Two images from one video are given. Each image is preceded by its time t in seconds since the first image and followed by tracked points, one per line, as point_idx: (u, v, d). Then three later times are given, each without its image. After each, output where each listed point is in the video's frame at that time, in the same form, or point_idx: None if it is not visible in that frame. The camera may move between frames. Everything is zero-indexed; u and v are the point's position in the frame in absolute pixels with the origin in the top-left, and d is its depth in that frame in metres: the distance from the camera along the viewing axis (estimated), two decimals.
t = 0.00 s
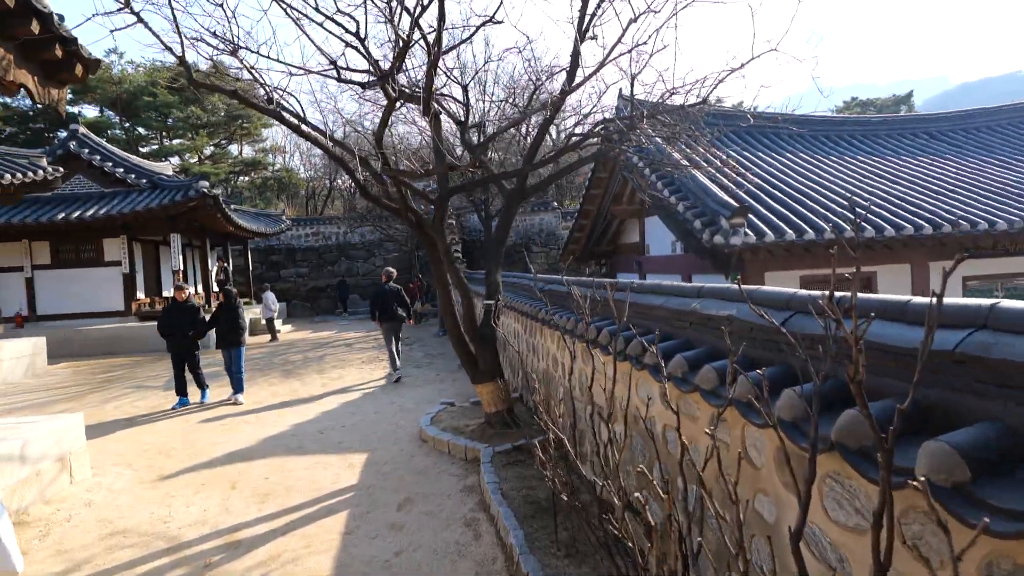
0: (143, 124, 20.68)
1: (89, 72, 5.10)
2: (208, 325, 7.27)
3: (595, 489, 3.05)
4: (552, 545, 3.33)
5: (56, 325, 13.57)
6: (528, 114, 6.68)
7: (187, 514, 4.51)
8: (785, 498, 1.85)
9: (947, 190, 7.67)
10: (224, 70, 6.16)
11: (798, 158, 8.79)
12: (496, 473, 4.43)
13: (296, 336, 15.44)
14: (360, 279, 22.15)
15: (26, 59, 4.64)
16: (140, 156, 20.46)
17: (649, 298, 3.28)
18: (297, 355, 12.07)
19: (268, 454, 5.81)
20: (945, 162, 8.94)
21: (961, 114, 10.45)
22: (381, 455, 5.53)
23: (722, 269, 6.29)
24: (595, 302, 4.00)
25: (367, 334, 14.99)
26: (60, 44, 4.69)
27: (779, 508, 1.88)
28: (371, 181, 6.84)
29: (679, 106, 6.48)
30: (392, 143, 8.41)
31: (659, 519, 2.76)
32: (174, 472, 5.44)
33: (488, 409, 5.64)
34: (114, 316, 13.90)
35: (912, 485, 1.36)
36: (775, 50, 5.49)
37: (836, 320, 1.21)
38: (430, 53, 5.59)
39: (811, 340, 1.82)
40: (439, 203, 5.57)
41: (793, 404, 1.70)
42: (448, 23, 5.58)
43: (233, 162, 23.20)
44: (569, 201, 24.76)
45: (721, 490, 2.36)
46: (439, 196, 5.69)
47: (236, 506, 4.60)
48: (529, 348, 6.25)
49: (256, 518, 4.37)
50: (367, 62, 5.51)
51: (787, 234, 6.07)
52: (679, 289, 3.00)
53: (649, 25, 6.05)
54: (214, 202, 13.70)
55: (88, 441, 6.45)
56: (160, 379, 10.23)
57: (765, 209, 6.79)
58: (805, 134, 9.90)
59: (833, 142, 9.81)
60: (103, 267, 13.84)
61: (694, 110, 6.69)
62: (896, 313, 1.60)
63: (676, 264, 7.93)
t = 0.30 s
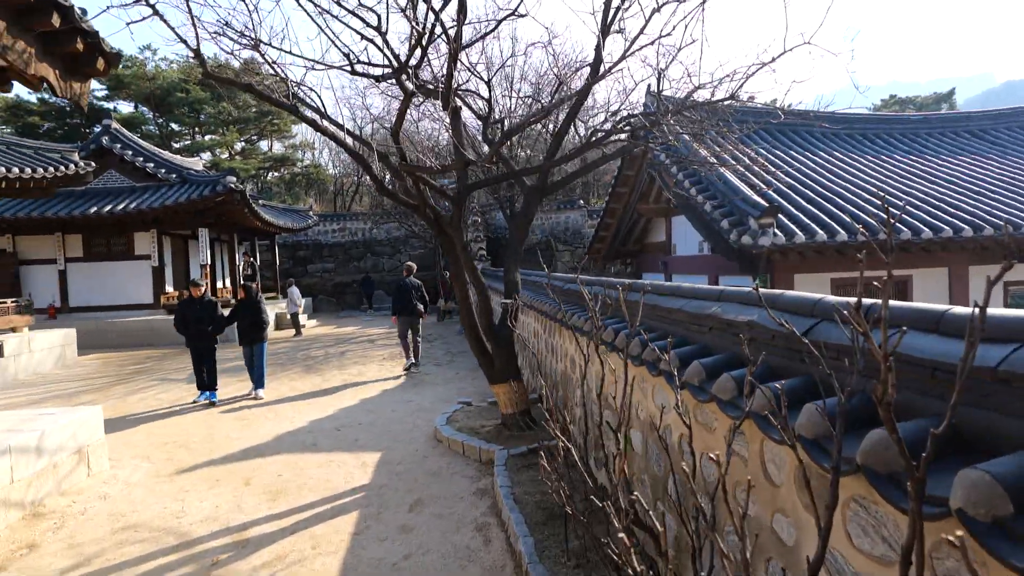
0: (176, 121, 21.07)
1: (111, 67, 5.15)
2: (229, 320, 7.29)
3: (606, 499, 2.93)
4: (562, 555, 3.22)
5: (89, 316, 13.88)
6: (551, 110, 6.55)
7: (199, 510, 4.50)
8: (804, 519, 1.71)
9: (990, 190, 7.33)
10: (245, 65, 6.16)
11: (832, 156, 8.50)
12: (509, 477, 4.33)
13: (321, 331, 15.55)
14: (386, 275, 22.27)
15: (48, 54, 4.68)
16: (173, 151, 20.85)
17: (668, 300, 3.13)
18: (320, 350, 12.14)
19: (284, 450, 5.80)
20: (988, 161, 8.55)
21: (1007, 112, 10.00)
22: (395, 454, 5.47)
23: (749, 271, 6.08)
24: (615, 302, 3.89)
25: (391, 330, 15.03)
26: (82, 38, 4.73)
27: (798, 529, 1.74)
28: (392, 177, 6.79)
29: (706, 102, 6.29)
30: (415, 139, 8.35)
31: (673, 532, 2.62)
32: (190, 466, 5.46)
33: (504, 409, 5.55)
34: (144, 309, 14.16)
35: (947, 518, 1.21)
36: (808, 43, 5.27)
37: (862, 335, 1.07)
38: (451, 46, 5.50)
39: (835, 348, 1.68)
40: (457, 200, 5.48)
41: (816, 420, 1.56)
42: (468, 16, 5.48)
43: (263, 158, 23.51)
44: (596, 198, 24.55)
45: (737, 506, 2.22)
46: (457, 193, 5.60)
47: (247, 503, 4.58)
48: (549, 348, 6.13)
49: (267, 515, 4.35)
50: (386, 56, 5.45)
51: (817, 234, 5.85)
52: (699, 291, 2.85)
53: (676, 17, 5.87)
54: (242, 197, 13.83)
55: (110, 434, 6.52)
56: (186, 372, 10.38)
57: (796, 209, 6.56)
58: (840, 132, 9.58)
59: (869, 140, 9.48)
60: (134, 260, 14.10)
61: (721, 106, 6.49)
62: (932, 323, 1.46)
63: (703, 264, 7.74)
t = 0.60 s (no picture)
0: (194, 117, 21.22)
1: (121, 59, 5.07)
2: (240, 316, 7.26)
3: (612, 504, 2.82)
4: (567, 560, 3.11)
5: (106, 310, 14.00)
6: (564, 103, 6.42)
7: (204, 505, 4.46)
8: (820, 533, 1.59)
9: (1019, 186, 7.07)
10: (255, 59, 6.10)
11: (854, 151, 8.28)
12: (516, 477, 4.23)
13: (335, 326, 15.57)
14: (401, 271, 22.27)
15: (56, 46, 4.62)
16: (191, 147, 21.01)
17: (680, 297, 3.01)
18: (333, 346, 12.14)
19: (292, 446, 5.76)
20: (1018, 156, 8.27)
21: None
22: (403, 451, 5.40)
23: (767, 268, 5.91)
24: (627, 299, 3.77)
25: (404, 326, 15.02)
26: (90, 30, 4.65)
27: (814, 543, 1.62)
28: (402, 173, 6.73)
29: (722, 94, 6.11)
30: (427, 134, 8.28)
31: (682, 540, 2.51)
32: (198, 461, 5.44)
33: (514, 408, 5.47)
34: (160, 303, 14.26)
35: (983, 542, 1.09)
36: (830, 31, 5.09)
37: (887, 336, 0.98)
38: (461, 38, 5.40)
39: (857, 350, 1.56)
40: (467, 194, 5.38)
41: (835, 427, 1.45)
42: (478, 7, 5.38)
43: (279, 154, 23.62)
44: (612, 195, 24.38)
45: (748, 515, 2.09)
46: (467, 187, 5.51)
47: (253, 499, 4.53)
48: (560, 346, 6.02)
49: (271, 512, 4.29)
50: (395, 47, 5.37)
51: (839, 231, 5.66)
52: (713, 288, 2.73)
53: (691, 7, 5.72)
54: (257, 193, 13.85)
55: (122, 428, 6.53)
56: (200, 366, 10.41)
57: (816, 204, 6.37)
58: (863, 126, 9.33)
59: (893, 135, 9.22)
60: (151, 255, 14.21)
61: (739, 99, 6.32)
62: (966, 323, 1.33)
63: (719, 261, 7.57)
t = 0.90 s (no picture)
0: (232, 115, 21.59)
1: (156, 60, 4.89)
2: (270, 314, 7.29)
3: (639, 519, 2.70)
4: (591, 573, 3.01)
5: (146, 304, 14.33)
6: (595, 99, 6.28)
7: (230, 502, 4.46)
8: (864, 568, 1.46)
9: None
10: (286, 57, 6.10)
11: (900, 147, 7.92)
12: (541, 483, 4.13)
13: (366, 323, 15.67)
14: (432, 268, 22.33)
15: (92, 47, 4.48)
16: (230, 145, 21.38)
17: (714, 302, 2.87)
18: (363, 342, 12.20)
19: (319, 443, 5.76)
20: None
21: None
22: (429, 452, 5.35)
23: (807, 269, 5.67)
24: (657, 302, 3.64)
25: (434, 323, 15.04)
26: (126, 30, 4.49)
27: None
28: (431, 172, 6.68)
29: (761, 89, 5.89)
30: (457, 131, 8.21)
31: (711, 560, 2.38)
32: (226, 457, 5.47)
33: (540, 411, 5.39)
34: (197, 298, 14.54)
35: None
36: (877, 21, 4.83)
37: (950, 364, 0.86)
38: (490, 32, 5.30)
39: (907, 368, 1.43)
40: (495, 193, 5.30)
41: (883, 454, 1.31)
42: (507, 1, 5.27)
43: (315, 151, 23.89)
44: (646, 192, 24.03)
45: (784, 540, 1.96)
46: (495, 185, 5.42)
47: (277, 498, 4.52)
48: (589, 348, 5.89)
49: (295, 511, 4.27)
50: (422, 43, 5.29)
51: (884, 232, 5.39)
52: (748, 293, 2.59)
53: None
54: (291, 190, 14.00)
55: (155, 422, 6.63)
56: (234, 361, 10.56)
57: (859, 203, 6.09)
58: (910, 120, 8.92)
59: (942, 130, 8.80)
60: (189, 251, 14.49)
61: (778, 93, 6.08)
62: None
63: (756, 261, 7.33)
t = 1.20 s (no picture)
0: (291, 116, 22.20)
1: (216, 65, 4.93)
2: (319, 310, 7.41)
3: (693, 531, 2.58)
4: None
5: (210, 300, 14.90)
6: (648, 92, 6.11)
7: (284, 497, 4.55)
8: None
9: None
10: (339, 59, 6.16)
11: (980, 135, 7.39)
12: (591, 487, 4.04)
13: (418, 319, 15.86)
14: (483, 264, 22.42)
15: (155, 54, 4.54)
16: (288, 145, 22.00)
17: (774, 304, 2.72)
18: (414, 338, 12.33)
19: (371, 440, 5.83)
20: None
21: None
22: (478, 451, 5.32)
23: (877, 265, 5.35)
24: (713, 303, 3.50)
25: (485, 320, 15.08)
26: (186, 36, 4.56)
27: None
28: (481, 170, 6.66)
29: (825, 76, 5.58)
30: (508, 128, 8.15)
31: None
32: (281, 451, 5.59)
33: (590, 412, 5.32)
34: (257, 294, 15.02)
35: None
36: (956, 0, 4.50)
37: None
38: (540, 26, 5.20)
39: (997, 387, 1.29)
40: (544, 190, 5.22)
41: (971, 482, 1.18)
42: None
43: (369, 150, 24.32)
44: (701, 185, 23.45)
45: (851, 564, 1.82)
46: (545, 182, 5.33)
47: (329, 493, 4.58)
48: (642, 348, 5.75)
49: (346, 507, 4.31)
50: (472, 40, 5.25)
51: (962, 226, 5.03)
52: (811, 295, 2.43)
53: None
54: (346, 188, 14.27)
55: (216, 415, 6.84)
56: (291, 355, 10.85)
57: (934, 195, 5.71)
58: (991, 106, 8.32)
59: None
60: (250, 248, 14.97)
61: (845, 80, 5.76)
62: None
63: (820, 257, 7.00)
